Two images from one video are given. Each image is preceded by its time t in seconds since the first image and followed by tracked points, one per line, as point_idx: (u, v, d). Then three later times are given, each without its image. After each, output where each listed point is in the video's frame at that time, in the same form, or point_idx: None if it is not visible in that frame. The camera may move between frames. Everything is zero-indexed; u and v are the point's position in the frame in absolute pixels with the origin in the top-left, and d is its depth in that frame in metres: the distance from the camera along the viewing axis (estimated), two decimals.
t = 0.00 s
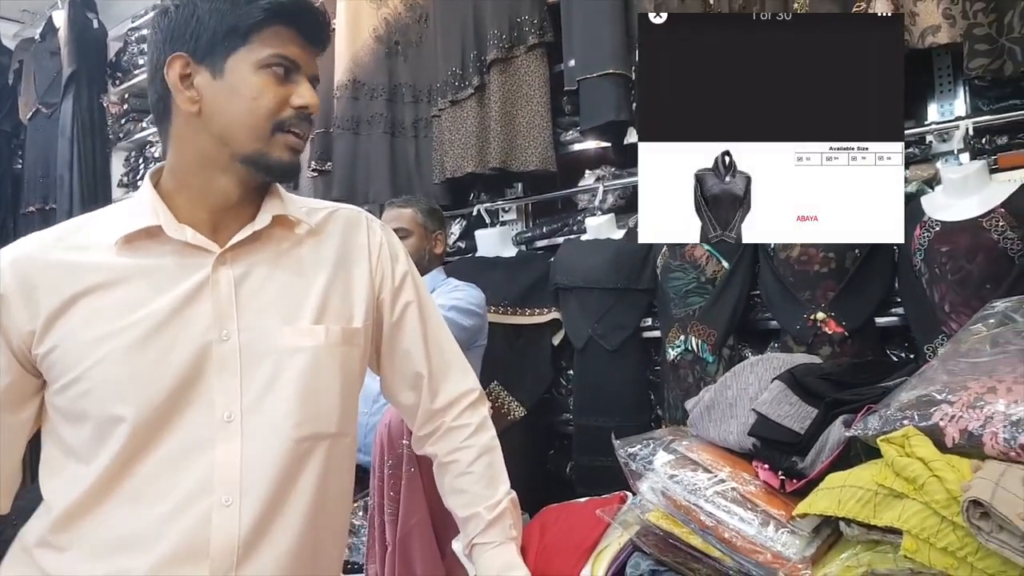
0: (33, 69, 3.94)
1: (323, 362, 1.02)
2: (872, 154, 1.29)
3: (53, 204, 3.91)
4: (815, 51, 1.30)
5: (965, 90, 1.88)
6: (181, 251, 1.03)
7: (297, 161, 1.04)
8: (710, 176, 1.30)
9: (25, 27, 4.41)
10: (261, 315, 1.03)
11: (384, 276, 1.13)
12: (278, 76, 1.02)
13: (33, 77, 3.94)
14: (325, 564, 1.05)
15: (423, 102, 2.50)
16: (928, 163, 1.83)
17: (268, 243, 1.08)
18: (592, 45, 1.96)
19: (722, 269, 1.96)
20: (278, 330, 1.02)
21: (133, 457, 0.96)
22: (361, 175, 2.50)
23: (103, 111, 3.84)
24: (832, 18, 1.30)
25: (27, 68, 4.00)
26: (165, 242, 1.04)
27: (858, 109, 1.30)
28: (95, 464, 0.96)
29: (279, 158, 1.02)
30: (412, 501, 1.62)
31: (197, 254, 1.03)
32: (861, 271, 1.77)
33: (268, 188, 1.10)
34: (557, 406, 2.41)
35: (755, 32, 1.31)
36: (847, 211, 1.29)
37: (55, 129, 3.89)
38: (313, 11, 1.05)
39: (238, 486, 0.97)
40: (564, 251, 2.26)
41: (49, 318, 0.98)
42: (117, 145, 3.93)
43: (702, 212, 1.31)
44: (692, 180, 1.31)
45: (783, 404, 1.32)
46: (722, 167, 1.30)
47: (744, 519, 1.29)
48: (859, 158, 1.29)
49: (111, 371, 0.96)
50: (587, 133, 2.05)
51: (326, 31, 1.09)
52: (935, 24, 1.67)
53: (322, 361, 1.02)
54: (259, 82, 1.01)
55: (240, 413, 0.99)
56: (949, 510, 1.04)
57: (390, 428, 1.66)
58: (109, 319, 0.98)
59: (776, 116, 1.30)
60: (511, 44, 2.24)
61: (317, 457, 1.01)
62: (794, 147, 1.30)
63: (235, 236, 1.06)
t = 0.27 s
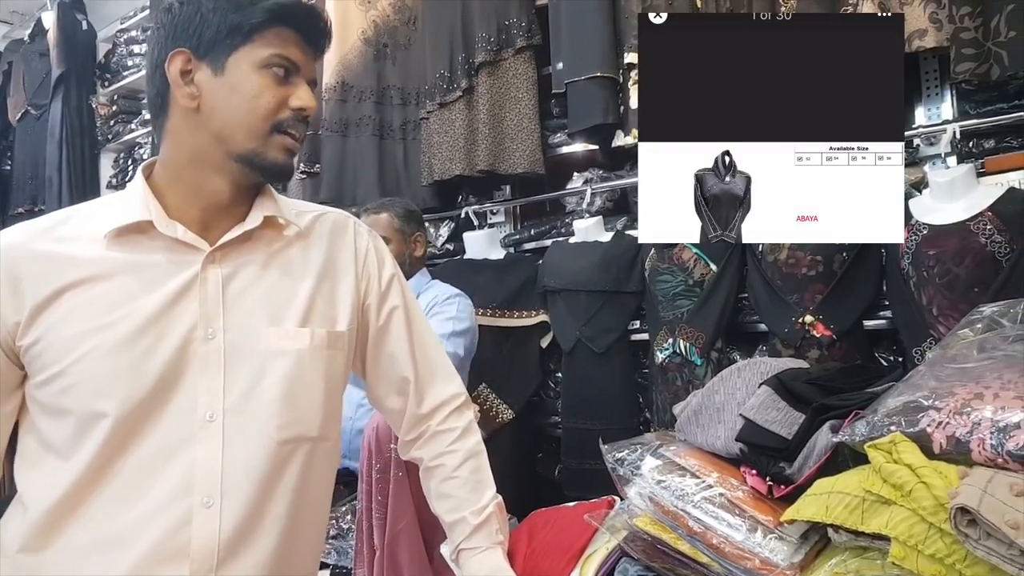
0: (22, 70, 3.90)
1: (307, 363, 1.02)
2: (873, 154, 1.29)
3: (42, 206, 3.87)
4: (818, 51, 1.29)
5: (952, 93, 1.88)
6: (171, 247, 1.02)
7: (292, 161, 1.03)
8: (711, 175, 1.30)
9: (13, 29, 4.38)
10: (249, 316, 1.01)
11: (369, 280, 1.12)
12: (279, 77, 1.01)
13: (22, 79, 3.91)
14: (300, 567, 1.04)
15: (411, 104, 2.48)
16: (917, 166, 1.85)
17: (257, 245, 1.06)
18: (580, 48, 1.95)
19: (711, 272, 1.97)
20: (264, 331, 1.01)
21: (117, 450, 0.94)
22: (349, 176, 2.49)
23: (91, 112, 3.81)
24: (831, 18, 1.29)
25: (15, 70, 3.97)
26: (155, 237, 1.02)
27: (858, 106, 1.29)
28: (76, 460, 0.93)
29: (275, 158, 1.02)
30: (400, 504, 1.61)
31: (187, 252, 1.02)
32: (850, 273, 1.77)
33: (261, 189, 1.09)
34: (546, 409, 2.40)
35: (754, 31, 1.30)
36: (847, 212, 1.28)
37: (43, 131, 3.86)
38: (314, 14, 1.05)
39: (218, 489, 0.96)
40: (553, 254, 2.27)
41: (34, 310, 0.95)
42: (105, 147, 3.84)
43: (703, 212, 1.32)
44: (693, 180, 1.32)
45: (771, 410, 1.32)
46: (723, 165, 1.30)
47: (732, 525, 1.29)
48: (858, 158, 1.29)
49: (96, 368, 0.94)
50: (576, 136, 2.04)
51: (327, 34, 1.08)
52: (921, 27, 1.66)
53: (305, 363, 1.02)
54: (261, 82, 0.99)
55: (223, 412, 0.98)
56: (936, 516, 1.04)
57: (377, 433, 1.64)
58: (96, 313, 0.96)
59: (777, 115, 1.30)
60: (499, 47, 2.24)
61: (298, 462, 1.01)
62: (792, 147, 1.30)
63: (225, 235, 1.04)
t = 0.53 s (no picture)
0: (32, 87, 3.93)
1: (304, 373, 1.03)
2: (872, 154, 1.29)
3: (52, 221, 3.89)
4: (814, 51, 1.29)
5: (955, 94, 1.88)
6: (166, 264, 1.01)
7: (261, 179, 1.02)
8: (710, 175, 1.30)
9: (23, 46, 4.42)
10: (243, 333, 1.02)
11: (358, 287, 1.13)
12: (247, 97, 1.00)
13: (32, 95, 3.95)
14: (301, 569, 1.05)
15: (414, 114, 2.48)
16: (922, 169, 1.85)
17: (248, 262, 1.07)
18: (581, 57, 1.96)
19: (715, 278, 1.97)
20: (259, 343, 1.01)
21: (119, 469, 0.94)
22: (353, 189, 2.49)
23: (99, 127, 3.83)
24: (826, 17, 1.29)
25: (26, 87, 4.00)
26: (150, 257, 1.01)
27: (859, 107, 1.29)
28: (78, 479, 0.93)
29: (243, 176, 1.01)
30: (405, 516, 1.59)
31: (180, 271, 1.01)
32: (854, 278, 1.77)
33: (250, 208, 1.09)
34: (551, 417, 2.40)
35: (754, 31, 1.30)
36: (846, 212, 1.29)
37: (52, 147, 3.89)
38: (290, 32, 1.04)
39: (223, 502, 0.96)
40: (557, 261, 2.26)
41: (32, 330, 0.94)
42: (113, 162, 3.87)
43: (703, 212, 1.32)
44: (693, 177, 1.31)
45: (775, 417, 1.31)
46: (722, 164, 1.30)
47: (738, 534, 1.28)
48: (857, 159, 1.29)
49: (95, 386, 0.94)
50: (578, 145, 2.04)
51: (308, 51, 1.07)
52: (922, 30, 1.67)
53: (302, 373, 1.02)
54: (227, 102, 0.99)
55: (224, 426, 0.98)
56: (943, 524, 1.03)
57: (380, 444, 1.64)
58: (94, 330, 0.95)
59: (778, 116, 1.30)
60: (500, 57, 2.25)
61: (297, 472, 1.02)
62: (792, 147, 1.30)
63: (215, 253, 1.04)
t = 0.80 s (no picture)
0: (36, 88, 3.95)
1: (304, 376, 1.04)
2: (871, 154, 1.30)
3: (55, 221, 3.91)
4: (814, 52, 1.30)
5: (958, 99, 1.89)
6: (164, 271, 1.01)
7: (233, 184, 1.01)
8: (710, 175, 1.31)
9: (26, 47, 4.43)
10: (240, 342, 1.02)
11: (356, 288, 1.14)
12: (213, 101, 1.00)
13: (35, 96, 3.96)
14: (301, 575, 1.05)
15: (417, 117, 2.50)
16: (924, 174, 1.85)
17: (246, 268, 1.07)
18: (586, 60, 1.97)
19: (718, 281, 1.97)
20: (260, 348, 1.03)
21: (119, 478, 0.94)
22: (357, 192, 2.49)
23: (103, 129, 3.85)
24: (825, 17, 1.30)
25: (29, 88, 4.01)
26: (150, 263, 1.01)
27: (856, 109, 1.30)
28: (81, 483, 0.93)
29: (211, 180, 1.00)
30: (409, 516, 1.60)
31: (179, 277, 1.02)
32: (857, 282, 1.77)
33: (247, 211, 1.10)
34: (554, 420, 2.41)
35: (754, 32, 1.31)
36: (844, 212, 1.29)
37: (56, 148, 3.90)
38: (261, 30, 1.03)
39: (227, 504, 0.97)
40: (561, 264, 2.27)
41: (32, 336, 0.94)
42: (116, 164, 3.85)
43: (703, 212, 1.32)
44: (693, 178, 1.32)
45: (778, 418, 1.32)
46: (722, 165, 1.31)
47: (740, 533, 1.29)
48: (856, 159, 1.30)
49: (96, 391, 0.94)
50: (582, 147, 2.05)
51: (285, 51, 1.07)
52: (927, 34, 1.69)
53: (303, 377, 1.03)
54: (191, 106, 1.00)
55: (226, 431, 0.99)
56: (943, 523, 1.04)
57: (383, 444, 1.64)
58: (95, 336, 0.95)
59: (778, 117, 1.31)
60: (505, 59, 2.26)
61: (298, 472, 1.03)
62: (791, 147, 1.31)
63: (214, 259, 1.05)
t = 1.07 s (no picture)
0: (38, 87, 3.95)
1: (316, 376, 1.03)
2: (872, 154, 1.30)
3: (57, 220, 3.92)
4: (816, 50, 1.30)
5: (963, 95, 1.88)
6: (175, 276, 1.02)
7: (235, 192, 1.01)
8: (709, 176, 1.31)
9: (28, 46, 4.44)
10: (255, 339, 1.02)
11: (365, 289, 1.13)
12: (212, 112, 1.00)
13: (38, 96, 3.96)
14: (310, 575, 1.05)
15: (420, 115, 2.50)
16: (929, 170, 1.84)
17: (255, 271, 1.07)
18: (588, 57, 1.96)
19: (721, 278, 1.97)
20: (273, 349, 1.02)
21: (139, 483, 0.95)
22: (359, 190, 2.50)
23: (105, 128, 3.86)
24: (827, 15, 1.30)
25: (32, 87, 4.02)
26: (161, 268, 1.01)
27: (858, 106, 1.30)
28: (102, 486, 0.95)
29: (213, 189, 1.00)
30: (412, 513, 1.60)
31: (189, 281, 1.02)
32: (860, 279, 1.77)
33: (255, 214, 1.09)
34: (556, 417, 2.41)
35: (754, 30, 1.31)
36: (843, 212, 1.29)
37: (59, 147, 3.91)
38: (256, 37, 1.02)
39: (242, 503, 0.97)
40: (564, 262, 2.27)
41: (50, 343, 0.95)
42: (119, 162, 3.89)
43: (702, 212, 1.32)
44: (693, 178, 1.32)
45: (781, 413, 1.33)
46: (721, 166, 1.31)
47: (743, 529, 1.28)
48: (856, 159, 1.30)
49: (114, 397, 0.95)
50: (583, 145, 2.05)
51: (282, 55, 1.06)
52: (931, 30, 1.67)
53: (314, 377, 1.03)
54: (191, 118, 0.99)
55: (241, 431, 0.99)
56: (946, 518, 1.03)
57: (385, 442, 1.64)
58: (111, 342, 0.96)
59: (778, 117, 1.30)
60: (507, 57, 2.26)
61: (313, 473, 1.03)
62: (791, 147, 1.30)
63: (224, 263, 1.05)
